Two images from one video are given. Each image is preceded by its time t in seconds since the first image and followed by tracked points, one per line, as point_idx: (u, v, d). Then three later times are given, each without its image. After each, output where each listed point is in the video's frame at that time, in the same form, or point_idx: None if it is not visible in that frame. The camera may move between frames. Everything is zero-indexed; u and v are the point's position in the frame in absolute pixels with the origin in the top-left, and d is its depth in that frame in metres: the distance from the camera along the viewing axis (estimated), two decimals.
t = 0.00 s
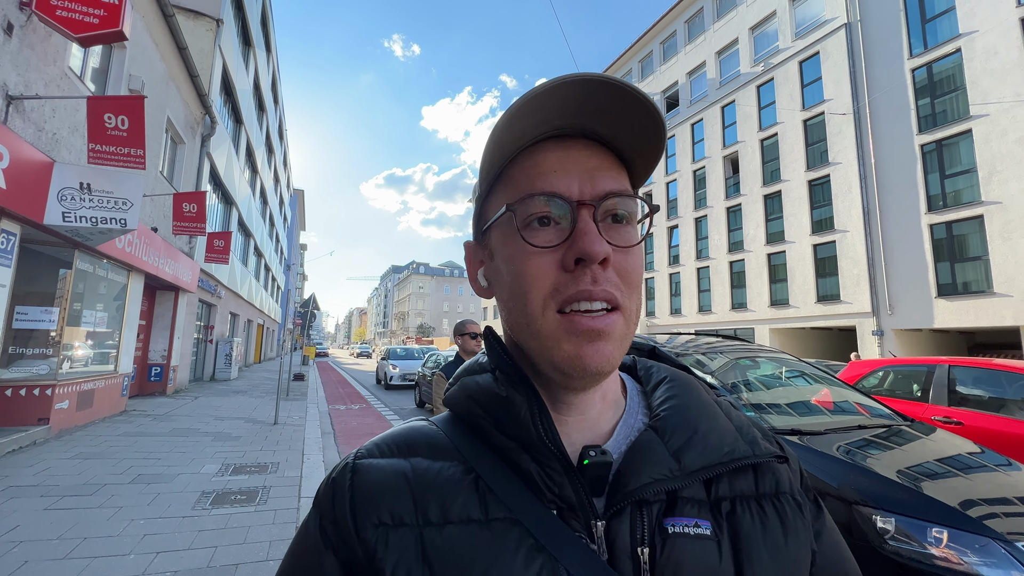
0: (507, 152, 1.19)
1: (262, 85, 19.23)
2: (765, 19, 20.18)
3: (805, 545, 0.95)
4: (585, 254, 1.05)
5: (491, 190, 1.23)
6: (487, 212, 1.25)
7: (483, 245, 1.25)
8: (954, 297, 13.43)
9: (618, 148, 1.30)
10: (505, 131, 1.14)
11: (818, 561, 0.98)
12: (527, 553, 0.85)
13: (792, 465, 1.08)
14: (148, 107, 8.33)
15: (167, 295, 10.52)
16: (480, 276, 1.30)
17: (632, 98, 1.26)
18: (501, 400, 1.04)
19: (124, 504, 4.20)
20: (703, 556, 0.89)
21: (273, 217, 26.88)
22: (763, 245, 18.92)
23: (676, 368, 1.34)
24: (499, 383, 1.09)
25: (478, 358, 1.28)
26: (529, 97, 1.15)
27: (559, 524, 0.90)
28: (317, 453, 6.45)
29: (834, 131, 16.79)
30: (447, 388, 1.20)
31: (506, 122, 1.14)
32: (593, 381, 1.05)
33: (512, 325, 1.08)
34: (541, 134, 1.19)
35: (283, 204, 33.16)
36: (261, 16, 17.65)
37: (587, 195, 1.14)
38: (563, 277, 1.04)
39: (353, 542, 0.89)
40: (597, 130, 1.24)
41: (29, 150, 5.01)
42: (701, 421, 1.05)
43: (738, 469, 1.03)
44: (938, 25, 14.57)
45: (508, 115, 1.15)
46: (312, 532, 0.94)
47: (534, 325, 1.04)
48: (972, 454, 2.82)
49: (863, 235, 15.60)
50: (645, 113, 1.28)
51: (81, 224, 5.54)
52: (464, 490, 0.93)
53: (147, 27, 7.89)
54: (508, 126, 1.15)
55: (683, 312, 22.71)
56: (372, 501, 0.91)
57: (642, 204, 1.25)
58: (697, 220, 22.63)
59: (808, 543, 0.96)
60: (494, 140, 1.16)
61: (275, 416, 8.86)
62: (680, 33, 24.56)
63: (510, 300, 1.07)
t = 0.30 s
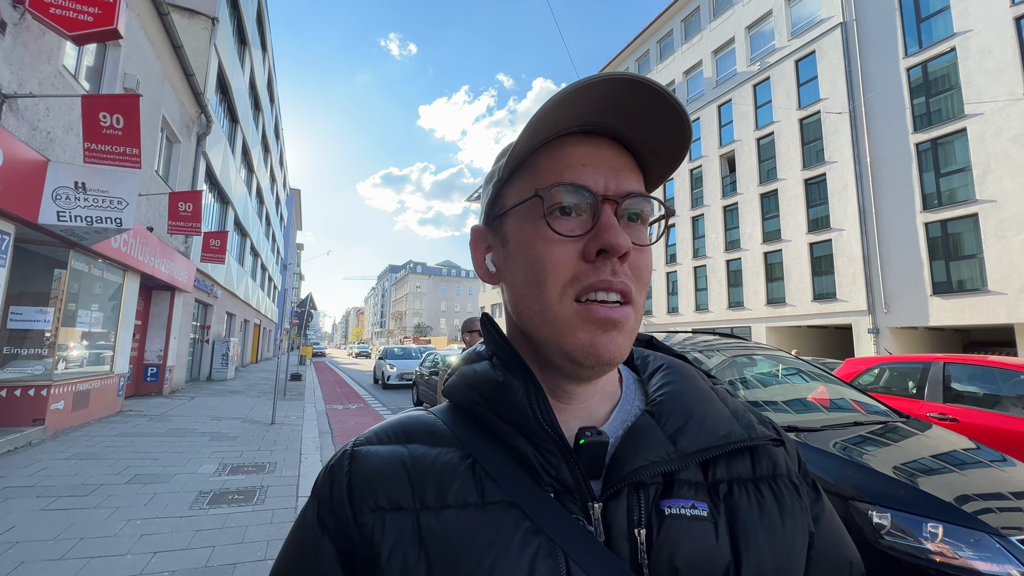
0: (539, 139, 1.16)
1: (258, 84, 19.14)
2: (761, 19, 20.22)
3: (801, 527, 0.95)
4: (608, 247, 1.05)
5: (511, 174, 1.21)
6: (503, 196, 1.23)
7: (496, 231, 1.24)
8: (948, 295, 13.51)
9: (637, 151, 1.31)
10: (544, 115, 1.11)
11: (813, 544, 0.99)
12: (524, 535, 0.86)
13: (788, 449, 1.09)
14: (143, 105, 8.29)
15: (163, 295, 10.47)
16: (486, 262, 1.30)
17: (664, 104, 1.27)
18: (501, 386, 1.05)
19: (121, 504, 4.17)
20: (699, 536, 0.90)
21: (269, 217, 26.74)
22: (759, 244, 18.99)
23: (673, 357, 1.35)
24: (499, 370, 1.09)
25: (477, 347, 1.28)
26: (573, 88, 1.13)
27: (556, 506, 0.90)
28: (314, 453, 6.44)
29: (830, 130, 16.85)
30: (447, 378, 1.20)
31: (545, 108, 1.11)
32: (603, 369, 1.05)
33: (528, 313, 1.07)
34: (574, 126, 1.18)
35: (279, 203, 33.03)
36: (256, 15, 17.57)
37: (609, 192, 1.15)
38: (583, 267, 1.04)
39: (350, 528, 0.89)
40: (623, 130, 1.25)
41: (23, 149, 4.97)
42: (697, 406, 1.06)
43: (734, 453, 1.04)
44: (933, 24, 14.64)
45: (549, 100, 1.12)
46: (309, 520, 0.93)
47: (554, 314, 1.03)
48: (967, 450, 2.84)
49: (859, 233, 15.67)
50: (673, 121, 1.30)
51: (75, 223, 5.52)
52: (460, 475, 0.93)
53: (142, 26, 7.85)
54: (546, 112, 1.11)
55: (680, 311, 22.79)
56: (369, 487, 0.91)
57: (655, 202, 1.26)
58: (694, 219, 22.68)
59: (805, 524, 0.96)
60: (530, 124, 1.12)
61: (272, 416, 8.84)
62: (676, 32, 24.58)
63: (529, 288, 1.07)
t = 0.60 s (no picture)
0: (527, 143, 1.18)
1: (253, 82, 19.05)
2: (757, 18, 20.27)
3: (816, 532, 0.95)
4: (604, 250, 1.05)
5: (506, 180, 1.23)
6: (501, 203, 1.25)
7: (496, 238, 1.26)
8: (943, 293, 13.59)
9: (632, 144, 1.30)
10: (528, 121, 1.13)
11: (831, 550, 0.99)
12: (537, 539, 0.86)
13: (802, 453, 1.09)
14: (139, 104, 8.24)
15: (160, 295, 10.44)
16: (491, 269, 1.32)
17: (653, 94, 1.26)
18: (511, 388, 1.05)
19: (118, 505, 4.16)
20: (712, 540, 0.90)
21: (265, 216, 26.65)
22: (756, 243, 19.05)
23: (683, 359, 1.35)
24: (509, 371, 1.09)
25: (487, 348, 1.29)
26: (553, 90, 1.14)
27: (568, 509, 0.91)
28: (312, 452, 6.44)
29: (825, 129, 16.91)
30: (456, 380, 1.20)
31: (529, 113, 1.13)
32: (608, 372, 1.06)
33: (530, 318, 1.08)
34: (561, 126, 1.18)
35: (275, 203, 32.94)
36: (252, 13, 17.50)
37: (605, 191, 1.15)
38: (582, 272, 1.05)
39: (361, 530, 0.90)
40: (614, 125, 1.25)
41: (16, 148, 4.94)
42: (708, 409, 1.06)
43: (747, 456, 1.04)
44: (928, 24, 14.70)
45: (532, 105, 1.13)
46: (320, 520, 0.94)
47: (553, 318, 1.04)
48: (961, 447, 2.86)
49: (855, 232, 15.75)
50: (664, 110, 1.29)
51: (71, 223, 5.49)
52: (472, 478, 0.94)
53: (137, 24, 7.80)
54: (530, 116, 1.13)
55: (677, 310, 22.85)
56: (380, 489, 0.92)
57: (657, 200, 1.25)
58: (691, 218, 22.73)
59: (819, 528, 0.97)
60: (516, 130, 1.15)
61: (269, 415, 8.83)
62: (673, 31, 24.62)
63: (529, 293, 1.08)
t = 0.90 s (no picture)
0: (521, 142, 1.18)
1: (250, 81, 18.97)
2: (754, 16, 20.28)
3: (809, 528, 0.94)
4: (595, 249, 1.05)
5: (499, 179, 1.23)
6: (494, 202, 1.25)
7: (489, 237, 1.25)
8: (939, 292, 13.65)
9: (626, 143, 1.30)
10: (519, 120, 1.13)
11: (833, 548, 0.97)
12: (526, 536, 0.86)
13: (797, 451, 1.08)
14: (133, 102, 8.19)
15: (155, 294, 10.38)
16: (484, 268, 1.31)
17: (646, 93, 1.25)
18: (503, 387, 1.05)
19: (113, 505, 4.14)
20: (701, 537, 0.90)
21: (262, 215, 26.54)
22: (753, 241, 19.10)
23: (676, 358, 1.35)
24: (501, 370, 1.09)
25: (479, 347, 1.29)
26: (547, 90, 1.14)
27: (557, 506, 0.91)
28: (309, 452, 6.42)
29: (822, 128, 16.96)
30: (448, 378, 1.20)
31: (521, 111, 1.13)
32: (599, 371, 1.05)
33: (523, 317, 1.08)
34: (556, 125, 1.18)
35: (272, 201, 32.84)
36: (248, 11, 17.41)
37: (596, 189, 1.14)
38: (574, 271, 1.04)
39: (351, 527, 0.90)
40: (608, 124, 1.24)
41: (10, 146, 4.91)
42: (700, 406, 1.06)
43: (738, 452, 1.03)
44: (924, 23, 14.74)
45: (524, 103, 1.13)
46: (310, 517, 0.94)
47: (545, 317, 1.04)
48: (956, 445, 2.88)
49: (851, 231, 15.80)
50: (658, 110, 1.28)
51: (65, 222, 5.45)
52: (462, 475, 0.94)
53: (130, 21, 7.74)
54: (522, 115, 1.13)
55: (674, 308, 22.91)
56: (370, 486, 0.92)
57: (649, 198, 1.25)
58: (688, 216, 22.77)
59: (813, 525, 0.96)
60: (508, 129, 1.15)
61: (266, 415, 8.82)
62: (670, 30, 24.62)
63: (522, 292, 1.08)
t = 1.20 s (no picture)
0: (498, 143, 1.19)
1: (247, 79, 18.92)
2: (752, 16, 20.29)
3: (806, 529, 0.95)
4: (580, 247, 1.05)
5: (483, 183, 1.24)
6: (479, 205, 1.26)
7: (477, 240, 1.25)
8: (936, 290, 13.69)
9: (608, 136, 1.30)
10: (492, 122, 1.15)
11: (827, 549, 0.98)
12: (525, 540, 0.86)
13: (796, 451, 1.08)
14: (129, 101, 8.16)
15: (153, 293, 10.35)
16: (474, 272, 1.31)
17: (621, 83, 1.25)
18: (498, 388, 1.04)
19: (110, 504, 4.13)
20: (703, 538, 0.90)
21: (259, 214, 26.51)
22: (751, 240, 19.14)
23: (675, 356, 1.34)
24: (496, 371, 1.08)
25: (474, 348, 1.29)
26: (515, 89, 1.15)
27: (556, 509, 0.90)
28: (307, 451, 6.42)
29: (819, 127, 16.98)
30: (444, 379, 1.20)
31: (491, 113, 1.14)
32: (591, 371, 1.04)
33: (510, 317, 1.08)
34: (531, 124, 1.19)
35: (270, 201, 32.74)
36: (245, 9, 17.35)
37: (579, 185, 1.14)
38: (559, 271, 1.04)
39: (348, 533, 0.89)
40: (587, 118, 1.24)
41: (4, 144, 4.87)
42: (698, 406, 1.06)
43: (738, 453, 1.03)
44: (921, 22, 14.76)
45: (495, 105, 1.15)
46: (306, 523, 0.93)
47: (531, 317, 1.04)
48: (952, 443, 2.89)
49: (848, 229, 15.83)
50: (634, 98, 1.27)
51: (60, 221, 5.42)
52: (460, 478, 0.93)
53: (127, 19, 7.71)
54: (494, 116, 1.15)
55: (673, 307, 22.93)
56: (367, 493, 0.91)
57: (637, 193, 1.24)
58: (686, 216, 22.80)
59: (811, 526, 0.96)
60: (482, 131, 1.17)
61: (264, 414, 8.81)
62: (668, 29, 24.62)
63: (508, 293, 1.08)
